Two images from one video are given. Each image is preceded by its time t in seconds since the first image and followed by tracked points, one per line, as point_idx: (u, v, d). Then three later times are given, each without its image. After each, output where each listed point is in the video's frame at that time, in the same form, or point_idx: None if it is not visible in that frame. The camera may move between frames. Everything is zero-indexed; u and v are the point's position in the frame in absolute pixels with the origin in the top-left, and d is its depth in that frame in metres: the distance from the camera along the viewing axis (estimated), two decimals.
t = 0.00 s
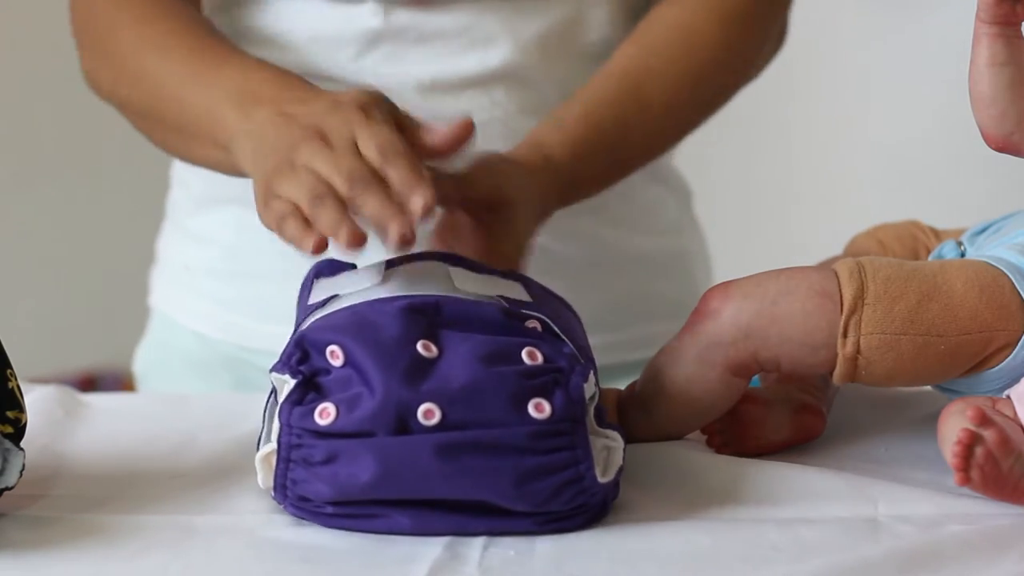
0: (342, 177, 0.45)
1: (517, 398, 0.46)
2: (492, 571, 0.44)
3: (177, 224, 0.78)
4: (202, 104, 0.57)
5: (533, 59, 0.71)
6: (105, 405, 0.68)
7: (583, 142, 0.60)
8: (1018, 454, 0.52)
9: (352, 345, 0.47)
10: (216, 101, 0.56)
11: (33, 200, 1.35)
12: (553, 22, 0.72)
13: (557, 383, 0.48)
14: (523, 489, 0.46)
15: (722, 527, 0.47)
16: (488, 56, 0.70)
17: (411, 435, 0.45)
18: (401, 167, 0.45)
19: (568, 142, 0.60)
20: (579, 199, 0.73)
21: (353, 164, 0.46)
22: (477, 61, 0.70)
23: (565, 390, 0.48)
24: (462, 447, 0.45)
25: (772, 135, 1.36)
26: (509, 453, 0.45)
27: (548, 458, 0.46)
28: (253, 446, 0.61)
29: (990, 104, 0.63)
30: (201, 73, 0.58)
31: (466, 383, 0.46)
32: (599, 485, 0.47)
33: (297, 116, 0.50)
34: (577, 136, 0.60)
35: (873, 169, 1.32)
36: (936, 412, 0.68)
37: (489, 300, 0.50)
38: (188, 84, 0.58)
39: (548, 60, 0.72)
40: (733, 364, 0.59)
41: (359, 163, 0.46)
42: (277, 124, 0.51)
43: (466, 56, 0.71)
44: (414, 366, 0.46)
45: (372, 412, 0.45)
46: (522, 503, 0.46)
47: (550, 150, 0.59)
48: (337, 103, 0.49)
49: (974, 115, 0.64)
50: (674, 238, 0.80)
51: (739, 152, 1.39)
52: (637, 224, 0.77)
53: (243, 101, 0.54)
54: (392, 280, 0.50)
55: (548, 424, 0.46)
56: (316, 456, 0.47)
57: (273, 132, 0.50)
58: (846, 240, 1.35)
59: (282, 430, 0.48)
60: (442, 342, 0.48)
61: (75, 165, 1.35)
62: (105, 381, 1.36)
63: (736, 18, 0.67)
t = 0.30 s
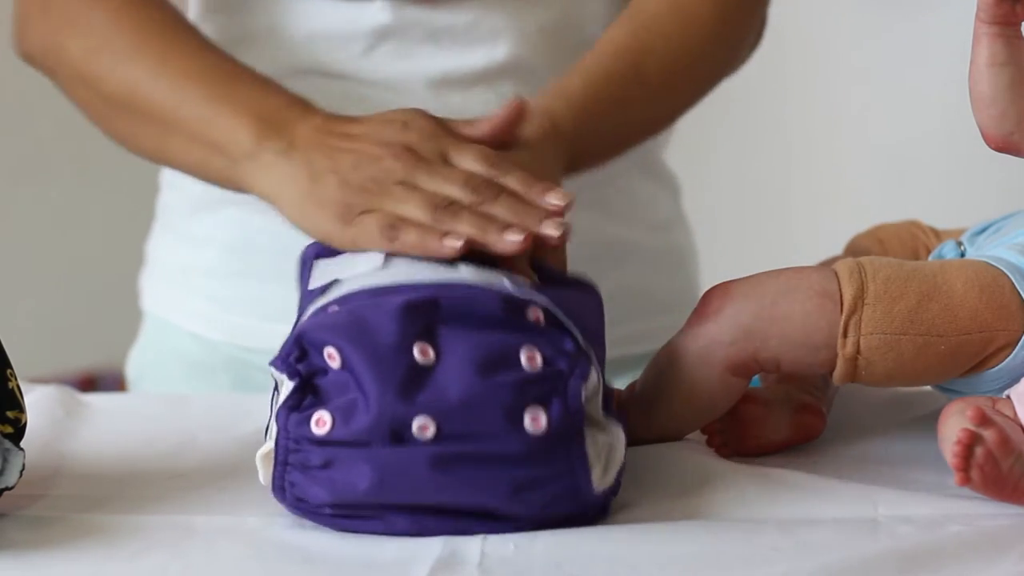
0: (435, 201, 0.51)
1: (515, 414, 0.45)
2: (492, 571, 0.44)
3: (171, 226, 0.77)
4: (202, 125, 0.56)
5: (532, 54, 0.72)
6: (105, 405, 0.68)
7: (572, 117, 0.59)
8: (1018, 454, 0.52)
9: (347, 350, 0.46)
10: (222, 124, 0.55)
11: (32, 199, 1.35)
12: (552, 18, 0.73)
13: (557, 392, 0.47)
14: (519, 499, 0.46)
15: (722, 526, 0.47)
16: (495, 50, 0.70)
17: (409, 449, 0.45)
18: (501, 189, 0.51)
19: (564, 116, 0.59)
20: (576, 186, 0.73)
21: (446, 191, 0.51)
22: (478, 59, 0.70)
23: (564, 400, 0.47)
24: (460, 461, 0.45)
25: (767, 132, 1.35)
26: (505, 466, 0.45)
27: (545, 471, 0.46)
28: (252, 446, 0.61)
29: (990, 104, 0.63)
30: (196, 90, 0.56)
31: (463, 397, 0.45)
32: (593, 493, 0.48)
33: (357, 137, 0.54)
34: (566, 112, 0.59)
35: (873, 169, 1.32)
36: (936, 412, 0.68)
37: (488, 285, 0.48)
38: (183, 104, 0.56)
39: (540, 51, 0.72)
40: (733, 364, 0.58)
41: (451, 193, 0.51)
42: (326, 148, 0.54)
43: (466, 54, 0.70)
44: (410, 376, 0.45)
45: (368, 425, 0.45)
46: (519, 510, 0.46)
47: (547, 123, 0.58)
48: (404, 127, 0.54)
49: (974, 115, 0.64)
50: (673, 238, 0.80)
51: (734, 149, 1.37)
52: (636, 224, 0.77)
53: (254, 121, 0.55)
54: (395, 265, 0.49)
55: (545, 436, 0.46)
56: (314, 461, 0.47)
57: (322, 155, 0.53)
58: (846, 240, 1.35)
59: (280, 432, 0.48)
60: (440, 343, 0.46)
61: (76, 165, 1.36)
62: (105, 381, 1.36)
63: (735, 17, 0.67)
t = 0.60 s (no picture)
0: (379, 220, 0.49)
1: (466, 353, 0.48)
2: (491, 571, 0.44)
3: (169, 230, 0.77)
4: (149, 120, 0.54)
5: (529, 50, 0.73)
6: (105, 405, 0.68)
7: (536, 48, 0.63)
8: (1018, 454, 0.52)
9: (314, 298, 0.50)
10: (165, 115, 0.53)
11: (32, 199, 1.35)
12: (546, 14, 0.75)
13: (508, 330, 0.49)
14: (473, 437, 0.49)
15: (722, 526, 0.47)
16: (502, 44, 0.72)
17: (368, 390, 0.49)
18: (454, 210, 0.49)
19: (528, 46, 0.63)
20: (562, 159, 0.74)
21: (393, 210, 0.49)
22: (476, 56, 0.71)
23: (515, 337, 0.49)
24: (415, 401, 0.48)
25: (764, 125, 1.37)
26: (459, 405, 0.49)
27: (498, 408, 0.49)
28: (252, 446, 0.61)
29: (990, 104, 0.63)
30: (143, 83, 0.54)
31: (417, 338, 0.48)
32: (547, 425, 0.50)
33: (304, 141, 0.52)
34: (530, 45, 0.63)
35: (874, 169, 1.32)
36: (936, 412, 0.68)
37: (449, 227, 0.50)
38: (129, 97, 0.54)
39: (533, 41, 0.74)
40: (733, 364, 0.59)
41: (397, 212, 0.49)
42: (276, 143, 0.52)
43: (466, 54, 0.71)
44: (371, 325, 0.49)
45: (334, 373, 0.49)
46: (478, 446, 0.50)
47: (514, 50, 0.62)
48: (352, 137, 0.51)
49: (974, 115, 0.64)
50: (674, 239, 0.80)
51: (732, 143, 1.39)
52: (637, 225, 0.77)
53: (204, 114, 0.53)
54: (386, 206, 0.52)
55: (498, 377, 0.49)
56: (290, 402, 0.51)
57: (268, 153, 0.51)
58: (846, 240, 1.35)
59: (262, 376, 0.53)
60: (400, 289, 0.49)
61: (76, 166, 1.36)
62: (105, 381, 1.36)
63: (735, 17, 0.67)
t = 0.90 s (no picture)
0: (322, 375, 0.47)
1: (491, 380, 0.48)
2: (491, 571, 0.44)
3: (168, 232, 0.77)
4: (136, 188, 0.52)
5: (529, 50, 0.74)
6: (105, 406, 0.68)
7: (543, 61, 0.66)
8: (1018, 454, 0.52)
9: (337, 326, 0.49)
10: (151, 187, 0.51)
11: (32, 200, 1.35)
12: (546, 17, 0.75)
13: (531, 352, 0.49)
14: (507, 457, 0.50)
15: (721, 526, 0.47)
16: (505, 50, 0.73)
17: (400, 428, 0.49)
18: (407, 385, 0.46)
19: (534, 60, 0.66)
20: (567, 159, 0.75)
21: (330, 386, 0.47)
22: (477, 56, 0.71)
23: (539, 358, 0.49)
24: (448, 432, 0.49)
25: (764, 125, 1.37)
26: (488, 429, 0.49)
27: (526, 431, 0.50)
28: (251, 446, 0.61)
29: (990, 104, 0.63)
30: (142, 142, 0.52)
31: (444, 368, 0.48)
32: (573, 442, 0.51)
33: (272, 261, 0.48)
34: (535, 58, 0.66)
35: (874, 169, 1.32)
36: (936, 413, 0.68)
37: (470, 241, 0.51)
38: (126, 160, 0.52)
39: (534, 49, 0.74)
40: (733, 364, 0.59)
41: (348, 369, 0.46)
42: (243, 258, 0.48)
43: (465, 57, 0.72)
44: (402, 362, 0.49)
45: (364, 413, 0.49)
46: (512, 465, 0.51)
47: (521, 65, 0.65)
48: (316, 272, 0.47)
49: (974, 115, 0.64)
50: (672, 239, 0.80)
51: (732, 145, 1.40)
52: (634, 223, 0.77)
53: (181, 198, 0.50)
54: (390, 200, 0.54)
55: (523, 401, 0.49)
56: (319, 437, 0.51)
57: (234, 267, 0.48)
58: (846, 240, 1.35)
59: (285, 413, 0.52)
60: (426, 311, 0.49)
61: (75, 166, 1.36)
62: (105, 381, 1.35)
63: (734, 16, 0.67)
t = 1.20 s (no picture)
0: (322, 295, 0.51)
1: (496, 422, 0.49)
2: (491, 571, 0.44)
3: (165, 235, 0.77)
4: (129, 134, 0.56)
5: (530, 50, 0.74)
6: (105, 406, 0.68)
7: (555, 67, 0.65)
8: (1018, 454, 0.52)
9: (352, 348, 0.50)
10: (145, 131, 0.56)
11: (32, 199, 1.36)
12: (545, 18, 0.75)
13: (537, 398, 0.50)
14: (500, 499, 0.50)
15: (721, 526, 0.47)
16: (493, 54, 0.73)
17: (400, 453, 0.50)
18: (397, 301, 0.50)
19: (546, 68, 0.65)
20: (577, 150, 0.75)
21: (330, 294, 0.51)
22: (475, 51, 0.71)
23: (544, 405, 0.50)
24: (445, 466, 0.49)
25: (766, 127, 1.37)
26: (489, 470, 0.49)
27: (525, 474, 0.50)
28: (250, 447, 0.61)
29: (990, 104, 0.63)
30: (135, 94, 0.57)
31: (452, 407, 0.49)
32: (578, 486, 0.51)
33: (274, 194, 0.52)
34: (546, 64, 0.65)
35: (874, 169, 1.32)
36: (936, 413, 0.68)
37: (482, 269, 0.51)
38: (121, 106, 0.57)
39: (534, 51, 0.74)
40: (733, 364, 0.59)
41: (342, 288, 0.50)
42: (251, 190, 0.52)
43: (463, 58, 0.72)
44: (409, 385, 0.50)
45: (367, 432, 0.50)
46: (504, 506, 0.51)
47: (535, 74, 0.64)
48: (314, 198, 0.50)
49: (974, 115, 0.64)
50: (672, 240, 0.80)
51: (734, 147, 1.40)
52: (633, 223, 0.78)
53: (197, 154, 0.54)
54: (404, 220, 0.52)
55: (525, 445, 0.49)
56: (323, 451, 0.52)
57: (244, 197, 0.52)
58: (846, 240, 1.35)
59: (294, 422, 0.54)
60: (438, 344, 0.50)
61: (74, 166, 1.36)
62: (105, 381, 1.35)
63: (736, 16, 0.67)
